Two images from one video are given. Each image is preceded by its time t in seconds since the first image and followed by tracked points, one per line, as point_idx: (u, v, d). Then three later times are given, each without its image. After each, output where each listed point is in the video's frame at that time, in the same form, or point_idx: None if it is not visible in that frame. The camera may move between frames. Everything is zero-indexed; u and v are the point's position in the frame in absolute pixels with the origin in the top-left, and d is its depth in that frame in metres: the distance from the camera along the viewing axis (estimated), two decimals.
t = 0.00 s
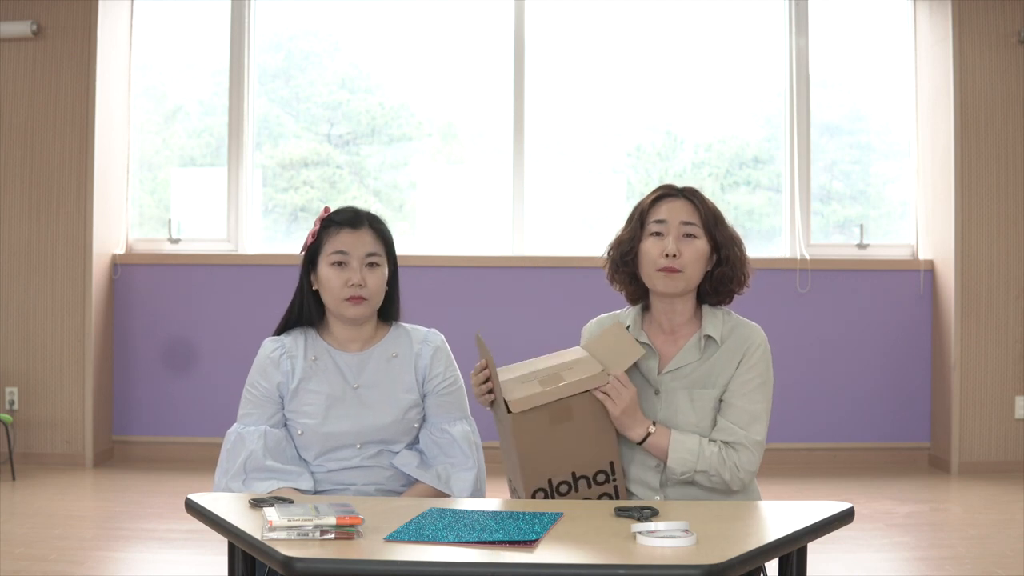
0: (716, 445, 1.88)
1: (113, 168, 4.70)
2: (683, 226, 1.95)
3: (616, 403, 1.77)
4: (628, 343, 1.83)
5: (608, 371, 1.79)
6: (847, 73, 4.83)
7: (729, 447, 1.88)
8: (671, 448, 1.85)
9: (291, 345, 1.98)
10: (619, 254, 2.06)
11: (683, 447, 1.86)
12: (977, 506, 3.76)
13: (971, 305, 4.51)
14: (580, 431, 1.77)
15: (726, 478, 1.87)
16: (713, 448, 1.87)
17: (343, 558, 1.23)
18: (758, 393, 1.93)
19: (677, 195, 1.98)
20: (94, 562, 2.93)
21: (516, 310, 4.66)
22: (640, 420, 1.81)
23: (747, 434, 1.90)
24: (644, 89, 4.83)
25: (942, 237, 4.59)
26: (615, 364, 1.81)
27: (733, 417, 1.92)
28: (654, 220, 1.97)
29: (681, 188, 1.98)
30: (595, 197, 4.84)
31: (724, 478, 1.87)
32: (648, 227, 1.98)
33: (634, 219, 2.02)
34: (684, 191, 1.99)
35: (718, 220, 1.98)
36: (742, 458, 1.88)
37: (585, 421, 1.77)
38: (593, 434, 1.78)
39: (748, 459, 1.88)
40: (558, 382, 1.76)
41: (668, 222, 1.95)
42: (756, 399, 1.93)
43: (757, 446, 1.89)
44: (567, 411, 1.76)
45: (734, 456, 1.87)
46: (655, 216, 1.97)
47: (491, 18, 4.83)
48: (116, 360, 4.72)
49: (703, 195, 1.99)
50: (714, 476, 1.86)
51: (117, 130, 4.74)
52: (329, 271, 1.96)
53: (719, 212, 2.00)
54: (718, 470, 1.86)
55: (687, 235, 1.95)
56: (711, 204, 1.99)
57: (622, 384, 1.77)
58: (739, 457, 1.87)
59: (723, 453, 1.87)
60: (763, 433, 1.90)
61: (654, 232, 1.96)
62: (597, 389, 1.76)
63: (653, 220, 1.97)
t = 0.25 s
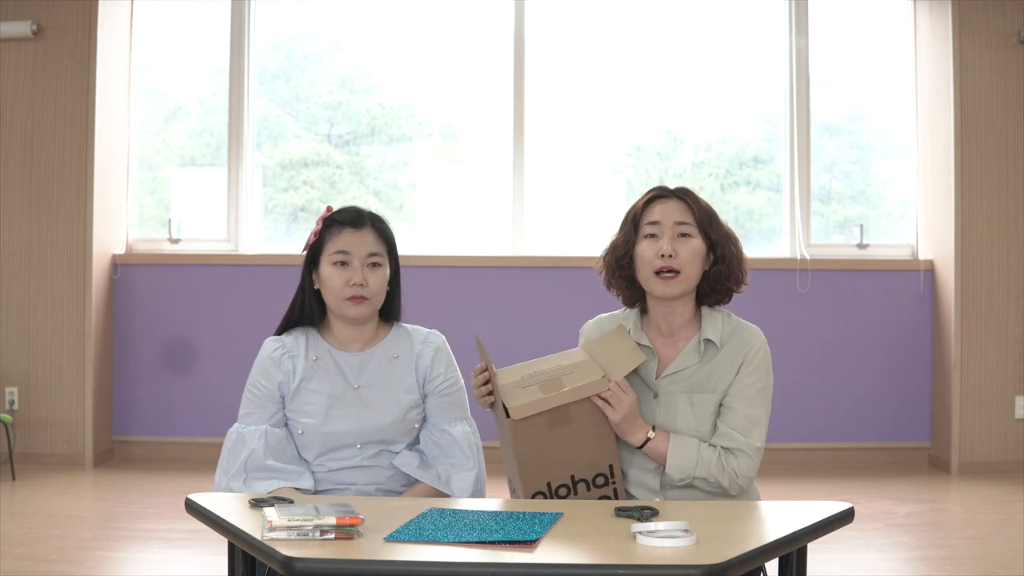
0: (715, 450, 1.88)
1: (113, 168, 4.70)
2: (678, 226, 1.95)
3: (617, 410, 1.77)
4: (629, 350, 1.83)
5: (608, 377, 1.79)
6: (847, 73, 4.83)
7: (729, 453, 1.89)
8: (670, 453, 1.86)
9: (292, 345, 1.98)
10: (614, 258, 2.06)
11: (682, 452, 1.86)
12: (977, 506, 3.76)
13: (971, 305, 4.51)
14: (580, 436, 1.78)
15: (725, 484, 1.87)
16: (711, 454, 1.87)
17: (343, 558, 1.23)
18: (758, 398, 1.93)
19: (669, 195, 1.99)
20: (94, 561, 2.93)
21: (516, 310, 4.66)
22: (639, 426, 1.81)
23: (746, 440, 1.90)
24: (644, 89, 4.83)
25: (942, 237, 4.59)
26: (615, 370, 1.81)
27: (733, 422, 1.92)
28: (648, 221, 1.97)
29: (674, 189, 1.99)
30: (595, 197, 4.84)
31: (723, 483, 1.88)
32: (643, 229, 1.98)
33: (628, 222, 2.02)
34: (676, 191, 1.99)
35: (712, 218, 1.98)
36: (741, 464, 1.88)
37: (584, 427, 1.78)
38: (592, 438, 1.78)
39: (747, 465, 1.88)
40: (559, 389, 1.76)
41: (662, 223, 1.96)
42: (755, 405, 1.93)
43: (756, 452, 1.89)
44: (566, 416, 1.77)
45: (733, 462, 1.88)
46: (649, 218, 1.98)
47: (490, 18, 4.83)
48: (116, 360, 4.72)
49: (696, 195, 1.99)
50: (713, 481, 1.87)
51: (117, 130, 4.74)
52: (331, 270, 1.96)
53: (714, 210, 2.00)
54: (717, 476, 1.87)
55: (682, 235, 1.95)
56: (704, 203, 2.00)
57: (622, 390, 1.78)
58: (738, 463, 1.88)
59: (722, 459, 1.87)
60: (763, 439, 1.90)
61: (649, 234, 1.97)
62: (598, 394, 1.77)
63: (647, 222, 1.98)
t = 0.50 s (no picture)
0: (715, 454, 1.88)
1: (113, 168, 4.70)
2: (676, 228, 1.95)
3: (615, 416, 1.77)
4: (629, 354, 1.83)
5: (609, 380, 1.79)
6: (847, 73, 4.83)
7: (729, 456, 1.89)
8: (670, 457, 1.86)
9: (292, 345, 1.98)
10: (612, 261, 2.06)
11: (682, 457, 1.86)
12: (977, 506, 3.76)
13: (971, 305, 4.51)
14: (579, 440, 1.78)
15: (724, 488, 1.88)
16: (711, 459, 1.87)
17: (343, 558, 1.23)
18: (758, 401, 1.93)
19: (667, 197, 1.99)
20: (94, 561, 2.93)
21: (516, 310, 4.66)
22: (639, 430, 1.81)
23: (746, 443, 1.90)
24: (644, 89, 4.83)
25: (942, 237, 4.59)
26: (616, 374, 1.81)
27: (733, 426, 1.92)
28: (646, 223, 1.97)
29: (672, 192, 1.99)
30: (595, 197, 4.84)
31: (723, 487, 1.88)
32: (641, 231, 1.98)
33: (626, 224, 2.02)
34: (674, 193, 1.99)
35: (710, 220, 1.98)
36: (741, 468, 1.88)
37: (583, 431, 1.78)
38: (591, 443, 1.78)
39: (747, 469, 1.88)
40: (559, 394, 1.76)
41: (660, 226, 1.96)
42: (755, 408, 1.93)
43: (756, 456, 1.89)
44: (565, 422, 1.77)
45: (733, 466, 1.88)
46: (647, 220, 1.98)
47: (490, 18, 4.83)
48: (116, 360, 4.72)
49: (694, 196, 1.99)
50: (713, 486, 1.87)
51: (117, 130, 4.74)
52: (332, 271, 1.96)
53: (712, 211, 2.00)
54: (717, 480, 1.87)
55: (680, 237, 1.95)
56: (702, 204, 2.00)
57: (621, 396, 1.77)
58: (738, 467, 1.88)
59: (722, 463, 1.88)
60: (763, 443, 1.91)
61: (647, 236, 1.97)
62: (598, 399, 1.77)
63: (645, 224, 1.98)
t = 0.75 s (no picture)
0: (716, 455, 1.88)
1: (113, 168, 4.70)
2: (676, 229, 1.95)
3: (618, 417, 1.77)
4: (629, 355, 1.83)
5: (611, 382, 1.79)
6: (847, 73, 4.83)
7: (730, 457, 1.89)
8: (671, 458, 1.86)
9: (292, 345, 1.98)
10: (613, 263, 2.05)
11: (684, 458, 1.86)
12: (977, 506, 3.76)
13: (971, 305, 4.51)
14: (580, 442, 1.78)
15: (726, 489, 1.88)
16: (713, 459, 1.87)
17: (343, 558, 1.23)
18: (759, 402, 1.94)
19: (667, 198, 1.99)
20: (94, 562, 2.93)
21: (516, 310, 4.66)
22: (640, 432, 1.81)
23: (747, 444, 1.90)
24: (644, 89, 4.83)
25: (942, 237, 4.59)
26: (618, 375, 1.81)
27: (734, 426, 1.92)
28: (647, 225, 1.97)
29: (672, 192, 1.99)
30: (595, 197, 4.84)
31: (725, 487, 1.88)
32: (641, 233, 1.98)
33: (626, 226, 2.02)
34: (674, 194, 1.99)
35: (710, 220, 1.98)
36: (743, 469, 1.88)
37: (585, 433, 1.78)
38: (593, 445, 1.79)
39: (749, 470, 1.88)
40: (564, 395, 1.76)
41: (660, 227, 1.96)
42: (757, 409, 1.93)
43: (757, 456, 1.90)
44: (567, 424, 1.77)
45: (735, 467, 1.88)
46: (647, 222, 1.97)
47: (490, 18, 4.83)
48: (116, 360, 4.72)
49: (694, 197, 1.99)
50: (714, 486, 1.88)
51: (117, 130, 4.74)
52: (332, 271, 1.96)
53: (712, 212, 2.00)
54: (718, 481, 1.87)
55: (681, 238, 1.95)
56: (702, 205, 1.99)
57: (623, 397, 1.77)
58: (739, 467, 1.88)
59: (724, 464, 1.88)
60: (764, 443, 1.91)
61: (647, 238, 1.96)
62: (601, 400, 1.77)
63: (645, 226, 1.97)
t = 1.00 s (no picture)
0: (716, 450, 1.89)
1: (113, 168, 4.70)
2: (680, 229, 1.95)
3: (612, 415, 1.77)
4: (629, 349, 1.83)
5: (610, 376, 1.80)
6: (847, 73, 4.83)
7: (729, 452, 1.89)
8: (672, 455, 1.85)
9: (292, 345, 1.98)
10: (616, 261, 2.05)
11: (683, 453, 1.86)
12: (977, 506, 3.76)
13: (971, 305, 4.51)
14: (576, 439, 1.79)
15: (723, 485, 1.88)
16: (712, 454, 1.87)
17: (343, 558, 1.23)
18: (759, 398, 1.94)
19: (671, 197, 1.98)
20: (94, 562, 2.93)
21: (516, 310, 4.66)
22: (637, 428, 1.81)
23: (746, 440, 1.90)
24: (644, 89, 4.83)
25: (942, 237, 4.59)
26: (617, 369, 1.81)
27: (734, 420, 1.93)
28: (650, 224, 1.97)
29: (676, 191, 1.98)
30: (595, 197, 4.84)
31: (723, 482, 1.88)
32: (644, 232, 1.98)
33: (629, 224, 2.01)
34: (678, 193, 1.99)
35: (714, 219, 1.98)
36: (741, 463, 1.88)
37: (581, 431, 1.79)
38: (590, 443, 1.80)
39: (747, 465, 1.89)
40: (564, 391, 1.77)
41: (664, 227, 1.95)
42: (757, 404, 1.93)
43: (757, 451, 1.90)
44: (562, 422, 1.78)
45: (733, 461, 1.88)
46: (650, 221, 1.97)
47: (490, 18, 4.83)
48: (116, 360, 4.72)
49: (698, 195, 1.99)
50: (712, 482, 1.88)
51: (117, 130, 4.74)
52: (334, 271, 1.96)
53: (716, 211, 2.00)
54: (716, 477, 1.87)
55: (684, 238, 1.95)
56: (706, 203, 1.99)
57: (618, 394, 1.78)
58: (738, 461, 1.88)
59: (722, 458, 1.88)
60: (764, 439, 1.91)
61: (651, 237, 1.96)
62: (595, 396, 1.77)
63: (649, 225, 1.97)
